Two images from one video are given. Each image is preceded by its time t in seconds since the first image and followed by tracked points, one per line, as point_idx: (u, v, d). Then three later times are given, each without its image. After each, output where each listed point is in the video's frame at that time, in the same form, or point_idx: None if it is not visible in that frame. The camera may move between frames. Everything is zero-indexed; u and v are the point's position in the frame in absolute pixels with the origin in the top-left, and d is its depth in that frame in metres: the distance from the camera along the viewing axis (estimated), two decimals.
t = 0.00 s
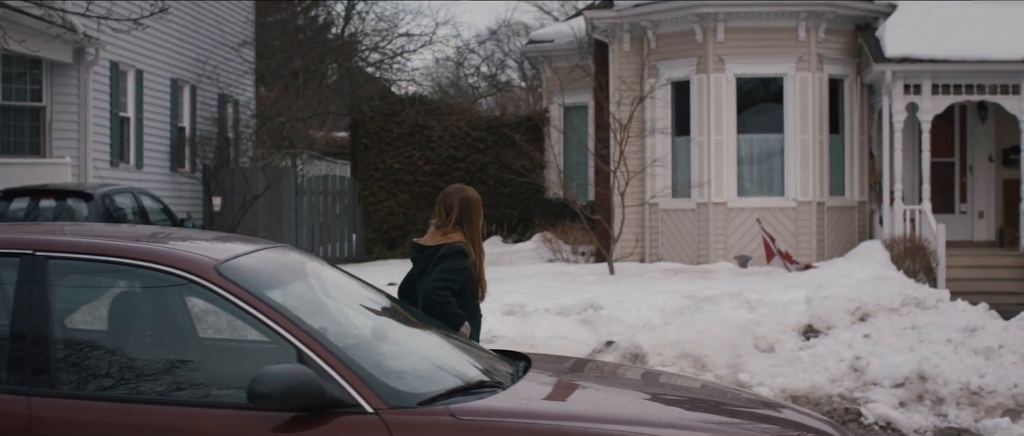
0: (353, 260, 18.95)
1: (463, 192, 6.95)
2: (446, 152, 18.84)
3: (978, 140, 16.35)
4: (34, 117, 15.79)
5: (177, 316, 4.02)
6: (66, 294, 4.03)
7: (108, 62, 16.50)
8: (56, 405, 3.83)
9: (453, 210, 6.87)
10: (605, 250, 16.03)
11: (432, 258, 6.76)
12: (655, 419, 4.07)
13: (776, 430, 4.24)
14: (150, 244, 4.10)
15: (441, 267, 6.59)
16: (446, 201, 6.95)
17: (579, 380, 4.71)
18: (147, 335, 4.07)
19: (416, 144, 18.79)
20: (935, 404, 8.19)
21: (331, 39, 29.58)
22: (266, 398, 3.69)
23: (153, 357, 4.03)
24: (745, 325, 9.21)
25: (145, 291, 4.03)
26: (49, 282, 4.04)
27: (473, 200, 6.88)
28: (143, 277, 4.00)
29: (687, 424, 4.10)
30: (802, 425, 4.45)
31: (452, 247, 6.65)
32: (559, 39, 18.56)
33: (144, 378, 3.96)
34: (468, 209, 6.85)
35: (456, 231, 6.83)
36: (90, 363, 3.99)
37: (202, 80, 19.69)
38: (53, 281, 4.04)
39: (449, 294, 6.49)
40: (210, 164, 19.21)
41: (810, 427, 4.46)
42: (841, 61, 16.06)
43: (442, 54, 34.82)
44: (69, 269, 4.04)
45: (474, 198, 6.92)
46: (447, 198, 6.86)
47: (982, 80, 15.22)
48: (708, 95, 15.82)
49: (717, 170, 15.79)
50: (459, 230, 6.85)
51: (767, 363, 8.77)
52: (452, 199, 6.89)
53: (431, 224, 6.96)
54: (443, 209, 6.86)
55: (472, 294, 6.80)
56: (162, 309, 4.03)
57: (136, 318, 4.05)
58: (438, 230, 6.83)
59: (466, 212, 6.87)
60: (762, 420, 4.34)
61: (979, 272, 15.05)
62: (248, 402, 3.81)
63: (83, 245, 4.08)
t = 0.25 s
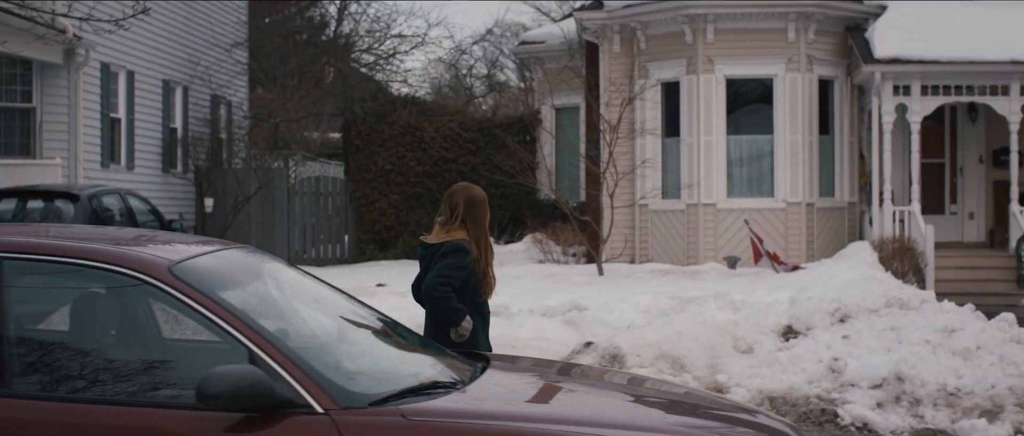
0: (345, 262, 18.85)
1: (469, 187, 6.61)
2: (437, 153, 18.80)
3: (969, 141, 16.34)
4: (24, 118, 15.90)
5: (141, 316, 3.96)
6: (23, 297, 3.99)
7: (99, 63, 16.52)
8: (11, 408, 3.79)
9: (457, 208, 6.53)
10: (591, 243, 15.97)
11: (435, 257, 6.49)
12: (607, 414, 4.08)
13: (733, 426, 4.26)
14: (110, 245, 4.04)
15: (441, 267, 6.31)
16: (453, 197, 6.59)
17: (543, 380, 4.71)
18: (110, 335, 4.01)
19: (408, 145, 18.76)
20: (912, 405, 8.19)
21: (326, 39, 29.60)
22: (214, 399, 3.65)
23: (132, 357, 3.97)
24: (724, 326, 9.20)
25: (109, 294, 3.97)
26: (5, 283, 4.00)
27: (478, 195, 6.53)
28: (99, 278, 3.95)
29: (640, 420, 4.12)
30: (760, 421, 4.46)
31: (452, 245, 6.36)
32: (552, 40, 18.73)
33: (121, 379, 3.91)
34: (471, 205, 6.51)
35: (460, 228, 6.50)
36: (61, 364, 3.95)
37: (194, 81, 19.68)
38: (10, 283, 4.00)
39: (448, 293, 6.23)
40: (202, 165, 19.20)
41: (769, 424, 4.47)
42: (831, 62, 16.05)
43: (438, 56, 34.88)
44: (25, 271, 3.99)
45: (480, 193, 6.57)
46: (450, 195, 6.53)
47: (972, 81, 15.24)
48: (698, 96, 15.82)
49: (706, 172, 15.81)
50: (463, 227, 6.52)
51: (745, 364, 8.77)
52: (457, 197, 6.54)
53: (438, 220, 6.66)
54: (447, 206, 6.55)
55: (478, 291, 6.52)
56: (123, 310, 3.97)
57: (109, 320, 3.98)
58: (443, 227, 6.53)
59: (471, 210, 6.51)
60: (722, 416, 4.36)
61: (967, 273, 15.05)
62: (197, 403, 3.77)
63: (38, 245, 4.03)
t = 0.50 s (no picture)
0: (337, 261, 18.94)
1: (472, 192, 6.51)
2: (428, 154, 18.73)
3: (958, 141, 16.34)
4: (13, 118, 15.89)
5: (104, 316, 3.86)
6: None
7: (89, 63, 16.52)
8: None
9: (458, 210, 6.43)
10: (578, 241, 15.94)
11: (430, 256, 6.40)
12: (554, 410, 4.10)
13: (686, 422, 4.27)
14: (59, 245, 3.95)
15: (433, 266, 6.21)
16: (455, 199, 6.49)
17: (503, 379, 4.72)
18: (72, 336, 3.92)
19: (399, 146, 18.71)
20: (887, 406, 8.19)
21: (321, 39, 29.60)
22: (159, 399, 3.54)
23: (107, 357, 3.88)
24: (702, 326, 9.20)
25: (68, 294, 3.87)
26: None
27: (478, 198, 6.41)
28: (51, 279, 3.86)
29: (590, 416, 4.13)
30: (718, 419, 4.48)
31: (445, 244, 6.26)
32: (545, 40, 18.75)
33: (93, 379, 3.81)
34: (471, 209, 6.40)
35: (456, 230, 6.40)
36: (32, 365, 3.86)
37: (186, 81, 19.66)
38: None
39: (438, 293, 6.13)
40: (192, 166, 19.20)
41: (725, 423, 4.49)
42: (820, 63, 16.06)
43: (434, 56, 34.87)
44: None
45: (481, 198, 6.46)
46: (451, 196, 6.43)
47: (960, 81, 15.26)
48: (686, 97, 15.82)
49: (695, 172, 15.80)
50: (461, 230, 6.41)
51: (721, 364, 8.77)
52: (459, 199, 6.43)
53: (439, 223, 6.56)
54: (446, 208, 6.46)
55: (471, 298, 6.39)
56: (83, 310, 3.88)
57: (70, 320, 3.89)
58: (440, 228, 6.44)
59: (470, 214, 6.41)
60: (675, 414, 4.36)
61: (954, 274, 15.07)
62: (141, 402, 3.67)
63: None
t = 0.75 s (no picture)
0: (327, 261, 18.93)
1: (470, 192, 6.19)
2: (418, 154, 18.68)
3: (947, 141, 16.34)
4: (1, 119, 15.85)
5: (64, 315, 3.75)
6: None
7: (78, 64, 16.52)
8: None
9: (457, 213, 6.11)
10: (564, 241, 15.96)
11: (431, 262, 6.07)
12: (497, 407, 4.11)
13: (636, 416, 4.28)
14: (1, 246, 3.83)
15: (436, 275, 5.91)
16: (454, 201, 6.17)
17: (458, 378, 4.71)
18: (32, 334, 3.81)
19: (389, 146, 18.67)
20: (860, 406, 8.19)
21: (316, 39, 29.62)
22: (98, 398, 3.44)
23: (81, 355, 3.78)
24: (677, 326, 9.20)
25: (26, 293, 3.76)
26: None
27: (479, 200, 6.11)
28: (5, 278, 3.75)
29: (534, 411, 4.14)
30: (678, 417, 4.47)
31: (446, 252, 5.95)
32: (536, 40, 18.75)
33: (67, 377, 3.71)
34: (470, 211, 6.09)
35: (457, 233, 6.09)
36: (7, 363, 3.77)
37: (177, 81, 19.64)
38: None
39: (444, 306, 5.85)
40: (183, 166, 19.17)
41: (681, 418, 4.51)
42: (808, 63, 16.07)
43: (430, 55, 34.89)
44: None
45: (480, 197, 6.15)
46: (450, 199, 6.12)
47: (947, 81, 15.26)
48: (674, 96, 15.82)
49: (683, 172, 15.80)
50: (461, 233, 6.10)
51: (696, 364, 8.77)
52: (458, 200, 6.12)
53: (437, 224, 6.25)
54: (444, 210, 6.15)
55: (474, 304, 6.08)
56: (45, 310, 3.77)
57: (25, 320, 3.78)
58: (439, 231, 6.13)
59: (470, 215, 6.10)
60: (630, 410, 4.36)
61: (940, 273, 15.09)
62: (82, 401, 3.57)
63: None
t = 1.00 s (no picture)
0: (316, 261, 19.03)
1: (469, 185, 6.10)
2: (406, 154, 18.71)
3: (933, 140, 16.34)
4: None
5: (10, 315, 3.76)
6: None
7: (65, 64, 16.52)
8: None
9: (460, 209, 6.03)
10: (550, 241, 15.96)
11: (438, 262, 6.00)
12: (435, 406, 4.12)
13: (578, 416, 4.29)
14: None
15: (453, 277, 5.83)
16: (454, 197, 6.08)
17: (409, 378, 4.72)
18: None
19: (377, 146, 18.70)
20: (830, 405, 8.20)
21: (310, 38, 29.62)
22: (35, 397, 3.45)
23: (36, 354, 3.81)
24: (650, 326, 9.21)
25: None
26: None
27: (482, 195, 6.02)
28: None
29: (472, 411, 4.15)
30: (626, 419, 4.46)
31: (459, 253, 5.87)
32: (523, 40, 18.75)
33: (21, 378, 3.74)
34: (474, 207, 6.00)
35: (463, 230, 6.01)
36: None
37: (166, 81, 19.64)
38: None
39: (467, 309, 5.80)
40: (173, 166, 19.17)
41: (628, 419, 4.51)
42: (794, 62, 16.08)
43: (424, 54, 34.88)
44: None
45: (482, 192, 6.06)
46: (453, 196, 6.03)
47: (933, 81, 15.26)
48: (659, 97, 15.82)
49: (668, 172, 15.80)
50: (467, 229, 6.03)
51: (667, 364, 8.78)
52: (462, 198, 6.03)
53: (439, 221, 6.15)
54: (448, 208, 6.04)
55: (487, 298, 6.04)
56: None
57: None
58: (444, 229, 6.04)
59: (475, 212, 6.01)
60: (575, 410, 4.38)
61: (924, 273, 15.12)
62: (23, 401, 3.57)
63: None
